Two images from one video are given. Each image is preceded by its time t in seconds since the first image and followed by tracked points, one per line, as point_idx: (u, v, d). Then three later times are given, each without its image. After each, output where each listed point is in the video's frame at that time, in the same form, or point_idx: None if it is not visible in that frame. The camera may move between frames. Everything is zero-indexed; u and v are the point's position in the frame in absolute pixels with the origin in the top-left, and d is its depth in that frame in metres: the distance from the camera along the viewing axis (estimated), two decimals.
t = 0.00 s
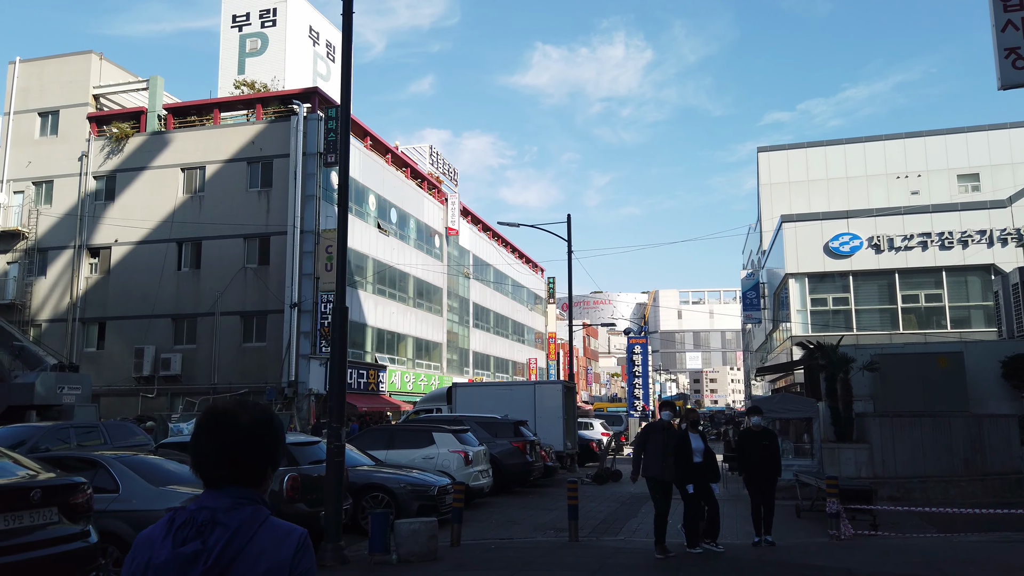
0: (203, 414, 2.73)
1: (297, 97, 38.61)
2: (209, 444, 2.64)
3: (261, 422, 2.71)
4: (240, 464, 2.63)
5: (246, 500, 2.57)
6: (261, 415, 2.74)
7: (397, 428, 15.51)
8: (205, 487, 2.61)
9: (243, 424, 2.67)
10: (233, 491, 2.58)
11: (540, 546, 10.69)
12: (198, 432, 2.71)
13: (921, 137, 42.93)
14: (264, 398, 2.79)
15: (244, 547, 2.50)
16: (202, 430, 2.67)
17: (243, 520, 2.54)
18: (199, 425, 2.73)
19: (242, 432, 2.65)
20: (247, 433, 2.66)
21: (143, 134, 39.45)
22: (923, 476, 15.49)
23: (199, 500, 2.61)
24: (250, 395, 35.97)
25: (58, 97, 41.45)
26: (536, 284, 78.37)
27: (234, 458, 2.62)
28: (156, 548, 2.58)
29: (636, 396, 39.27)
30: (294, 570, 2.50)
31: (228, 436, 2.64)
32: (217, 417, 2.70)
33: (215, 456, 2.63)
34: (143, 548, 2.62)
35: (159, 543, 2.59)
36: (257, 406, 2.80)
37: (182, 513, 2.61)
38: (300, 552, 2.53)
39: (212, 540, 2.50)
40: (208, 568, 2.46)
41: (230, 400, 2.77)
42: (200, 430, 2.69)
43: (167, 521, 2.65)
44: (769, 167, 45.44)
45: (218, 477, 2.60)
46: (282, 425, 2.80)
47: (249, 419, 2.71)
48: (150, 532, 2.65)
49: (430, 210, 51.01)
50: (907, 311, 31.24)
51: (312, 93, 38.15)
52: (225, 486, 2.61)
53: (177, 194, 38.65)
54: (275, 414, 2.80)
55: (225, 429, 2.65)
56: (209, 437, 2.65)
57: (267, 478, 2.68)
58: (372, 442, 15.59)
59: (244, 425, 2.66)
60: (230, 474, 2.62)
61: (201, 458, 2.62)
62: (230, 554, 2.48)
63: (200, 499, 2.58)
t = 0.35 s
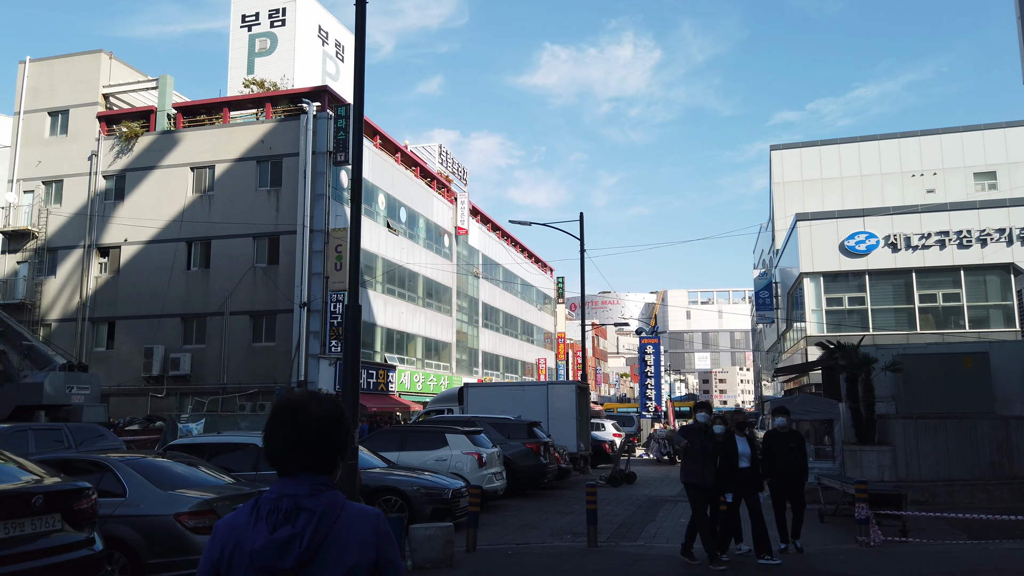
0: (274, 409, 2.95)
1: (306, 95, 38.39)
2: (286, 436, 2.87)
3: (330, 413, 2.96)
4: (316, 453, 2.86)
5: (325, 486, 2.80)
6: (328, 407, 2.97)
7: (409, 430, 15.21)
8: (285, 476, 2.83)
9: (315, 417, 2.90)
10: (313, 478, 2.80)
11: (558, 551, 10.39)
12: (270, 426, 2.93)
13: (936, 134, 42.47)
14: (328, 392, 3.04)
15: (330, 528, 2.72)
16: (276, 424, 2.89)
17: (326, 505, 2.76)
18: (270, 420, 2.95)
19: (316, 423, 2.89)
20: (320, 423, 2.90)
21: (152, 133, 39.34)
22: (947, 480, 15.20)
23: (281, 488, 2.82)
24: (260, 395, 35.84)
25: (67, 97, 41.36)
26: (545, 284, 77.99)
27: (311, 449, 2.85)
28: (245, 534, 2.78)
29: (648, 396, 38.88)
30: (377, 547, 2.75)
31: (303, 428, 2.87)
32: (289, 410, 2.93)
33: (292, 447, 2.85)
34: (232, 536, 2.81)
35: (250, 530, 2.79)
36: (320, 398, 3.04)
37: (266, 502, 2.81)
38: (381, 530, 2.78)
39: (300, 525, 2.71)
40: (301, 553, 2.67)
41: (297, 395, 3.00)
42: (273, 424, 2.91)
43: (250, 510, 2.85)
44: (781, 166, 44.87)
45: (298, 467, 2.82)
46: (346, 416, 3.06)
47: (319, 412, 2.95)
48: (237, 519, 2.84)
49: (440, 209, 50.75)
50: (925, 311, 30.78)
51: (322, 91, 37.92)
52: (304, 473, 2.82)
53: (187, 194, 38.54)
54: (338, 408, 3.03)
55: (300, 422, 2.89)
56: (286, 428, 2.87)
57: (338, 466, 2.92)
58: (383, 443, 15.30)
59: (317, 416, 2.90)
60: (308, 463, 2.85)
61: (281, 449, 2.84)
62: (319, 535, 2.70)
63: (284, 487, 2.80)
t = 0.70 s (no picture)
0: (283, 414, 2.87)
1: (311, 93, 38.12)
2: (297, 442, 2.78)
3: (339, 414, 2.88)
4: (329, 457, 2.78)
5: (342, 486, 2.74)
6: (337, 408, 2.88)
7: (415, 430, 14.84)
8: (300, 479, 2.76)
9: (324, 421, 2.82)
10: (330, 480, 2.74)
11: (570, 555, 10.02)
12: (282, 430, 2.85)
13: (948, 130, 42.02)
14: (336, 392, 2.96)
15: (351, 528, 2.67)
16: (287, 429, 2.81)
17: (344, 506, 2.70)
18: (280, 424, 2.87)
19: (328, 426, 2.80)
20: (332, 425, 2.82)
21: (157, 132, 39.13)
22: (969, 482, 14.85)
23: (298, 491, 2.76)
24: (264, 395, 35.55)
25: (72, 96, 41.21)
26: (552, 284, 77.61)
27: (324, 452, 2.78)
28: (267, 539, 2.72)
29: (657, 396, 38.45)
30: (396, 543, 2.70)
31: (315, 432, 2.79)
32: (299, 413, 2.85)
33: (305, 449, 2.78)
34: (253, 540, 2.76)
35: (271, 533, 2.73)
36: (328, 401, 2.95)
37: (285, 504, 2.76)
38: (400, 525, 2.73)
39: (321, 526, 2.66)
40: (324, 552, 2.62)
41: (304, 399, 2.93)
42: (284, 428, 2.83)
43: (270, 512, 2.79)
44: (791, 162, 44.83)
45: (313, 470, 2.76)
46: (357, 415, 2.98)
47: (329, 415, 2.87)
48: (256, 523, 2.78)
49: (445, 208, 50.43)
50: (938, 309, 30.30)
51: (327, 89, 37.62)
52: (320, 476, 2.77)
53: (191, 192, 38.27)
54: (348, 408, 2.95)
55: (312, 426, 2.80)
56: (298, 434, 2.79)
57: (353, 465, 2.86)
58: (389, 443, 14.93)
59: (327, 421, 2.82)
60: (323, 465, 2.78)
61: (293, 454, 2.76)
62: (340, 536, 2.64)
63: (300, 491, 2.74)
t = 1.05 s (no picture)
0: (321, 404, 2.76)
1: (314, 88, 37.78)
2: (327, 433, 2.65)
3: (375, 408, 2.71)
4: (358, 451, 2.63)
5: (369, 481, 2.60)
6: (373, 403, 2.71)
7: (420, 427, 14.54)
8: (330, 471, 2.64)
9: (358, 416, 2.65)
10: (357, 473, 2.60)
11: (582, 556, 9.64)
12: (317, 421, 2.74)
13: (958, 124, 41.56)
14: (376, 386, 2.79)
15: (373, 523, 2.52)
16: (320, 419, 2.69)
17: (368, 500, 2.56)
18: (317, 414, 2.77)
19: (358, 420, 2.65)
20: (364, 420, 2.66)
21: (159, 128, 38.83)
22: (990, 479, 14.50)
23: (328, 482, 2.66)
24: (268, 392, 35.26)
25: (74, 92, 40.94)
26: (557, 281, 77.24)
27: (353, 446, 2.62)
28: (294, 528, 2.64)
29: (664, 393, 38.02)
30: (416, 546, 2.51)
31: (344, 423, 2.64)
32: (333, 405, 2.72)
33: (333, 442, 2.65)
34: (284, 527, 2.68)
35: (298, 521, 2.65)
36: (369, 394, 2.78)
37: (314, 493, 2.66)
38: (424, 529, 2.53)
39: (343, 519, 2.54)
40: (342, 546, 2.50)
41: (345, 391, 2.79)
42: (318, 418, 2.72)
43: (301, 500, 2.71)
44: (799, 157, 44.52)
45: (340, 462, 2.62)
46: (397, 412, 2.79)
47: (364, 409, 2.69)
48: (289, 510, 2.72)
49: (450, 204, 50.05)
50: (951, 304, 29.86)
51: (330, 84, 37.24)
52: (346, 468, 2.62)
53: (194, 188, 37.97)
54: (388, 402, 2.77)
55: (341, 418, 2.65)
56: (326, 424, 2.67)
57: (386, 462, 2.69)
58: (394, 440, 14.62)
59: (358, 418, 2.64)
60: (351, 459, 2.63)
61: (322, 445, 2.65)
62: (360, 531, 2.51)
63: (329, 481, 2.63)
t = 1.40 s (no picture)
0: (378, 401, 2.91)
1: (313, 82, 37.39)
2: (388, 426, 2.81)
3: (433, 403, 2.88)
4: (418, 444, 2.78)
5: (428, 473, 2.74)
6: (430, 399, 2.88)
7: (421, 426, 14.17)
8: (389, 462, 2.77)
9: (418, 410, 2.82)
10: (415, 465, 2.74)
11: (590, 561, 9.24)
12: (375, 413, 2.89)
13: (962, 120, 41.21)
14: (431, 383, 2.96)
15: (433, 514, 2.65)
16: (380, 413, 2.85)
17: (427, 492, 2.68)
18: (375, 406, 2.92)
19: (419, 414, 2.81)
20: (424, 414, 2.83)
21: (156, 122, 38.42)
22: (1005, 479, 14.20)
23: (387, 473, 2.78)
24: (266, 389, 34.90)
25: (70, 86, 40.46)
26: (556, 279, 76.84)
27: (415, 438, 2.78)
28: (354, 518, 2.74)
29: (666, 391, 37.65)
30: (474, 536, 2.64)
31: (405, 417, 2.80)
32: (392, 398, 2.87)
33: (394, 434, 2.79)
34: (342, 518, 2.78)
35: (357, 512, 2.75)
36: (426, 388, 2.96)
37: (373, 485, 2.78)
38: (480, 518, 2.67)
39: (404, 509, 2.65)
40: (404, 536, 2.60)
41: (402, 389, 2.94)
42: (377, 412, 2.87)
43: (359, 491, 2.82)
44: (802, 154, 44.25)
45: (400, 454, 2.76)
46: (452, 409, 2.96)
47: (422, 405, 2.87)
48: (345, 501, 2.81)
49: (449, 200, 49.63)
50: (956, 301, 29.57)
51: (328, 78, 36.83)
52: (406, 461, 2.76)
53: (191, 183, 37.58)
54: (441, 402, 2.94)
55: (402, 411, 2.82)
56: (386, 419, 2.82)
57: (442, 455, 2.83)
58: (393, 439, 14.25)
59: (419, 410, 2.82)
60: (411, 451, 2.77)
61: (382, 438, 2.79)
62: (422, 521, 2.63)
63: (388, 473, 2.75)
